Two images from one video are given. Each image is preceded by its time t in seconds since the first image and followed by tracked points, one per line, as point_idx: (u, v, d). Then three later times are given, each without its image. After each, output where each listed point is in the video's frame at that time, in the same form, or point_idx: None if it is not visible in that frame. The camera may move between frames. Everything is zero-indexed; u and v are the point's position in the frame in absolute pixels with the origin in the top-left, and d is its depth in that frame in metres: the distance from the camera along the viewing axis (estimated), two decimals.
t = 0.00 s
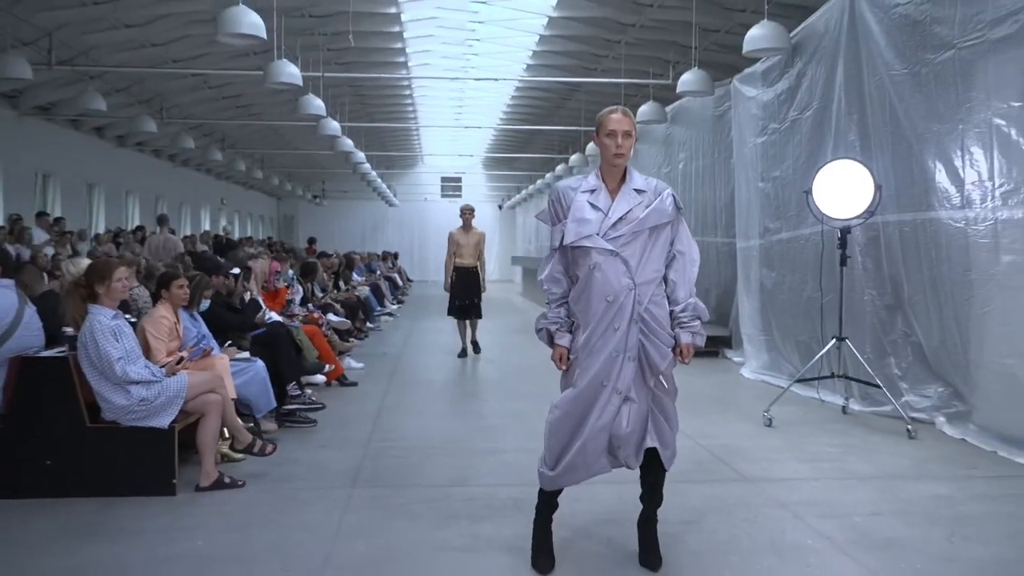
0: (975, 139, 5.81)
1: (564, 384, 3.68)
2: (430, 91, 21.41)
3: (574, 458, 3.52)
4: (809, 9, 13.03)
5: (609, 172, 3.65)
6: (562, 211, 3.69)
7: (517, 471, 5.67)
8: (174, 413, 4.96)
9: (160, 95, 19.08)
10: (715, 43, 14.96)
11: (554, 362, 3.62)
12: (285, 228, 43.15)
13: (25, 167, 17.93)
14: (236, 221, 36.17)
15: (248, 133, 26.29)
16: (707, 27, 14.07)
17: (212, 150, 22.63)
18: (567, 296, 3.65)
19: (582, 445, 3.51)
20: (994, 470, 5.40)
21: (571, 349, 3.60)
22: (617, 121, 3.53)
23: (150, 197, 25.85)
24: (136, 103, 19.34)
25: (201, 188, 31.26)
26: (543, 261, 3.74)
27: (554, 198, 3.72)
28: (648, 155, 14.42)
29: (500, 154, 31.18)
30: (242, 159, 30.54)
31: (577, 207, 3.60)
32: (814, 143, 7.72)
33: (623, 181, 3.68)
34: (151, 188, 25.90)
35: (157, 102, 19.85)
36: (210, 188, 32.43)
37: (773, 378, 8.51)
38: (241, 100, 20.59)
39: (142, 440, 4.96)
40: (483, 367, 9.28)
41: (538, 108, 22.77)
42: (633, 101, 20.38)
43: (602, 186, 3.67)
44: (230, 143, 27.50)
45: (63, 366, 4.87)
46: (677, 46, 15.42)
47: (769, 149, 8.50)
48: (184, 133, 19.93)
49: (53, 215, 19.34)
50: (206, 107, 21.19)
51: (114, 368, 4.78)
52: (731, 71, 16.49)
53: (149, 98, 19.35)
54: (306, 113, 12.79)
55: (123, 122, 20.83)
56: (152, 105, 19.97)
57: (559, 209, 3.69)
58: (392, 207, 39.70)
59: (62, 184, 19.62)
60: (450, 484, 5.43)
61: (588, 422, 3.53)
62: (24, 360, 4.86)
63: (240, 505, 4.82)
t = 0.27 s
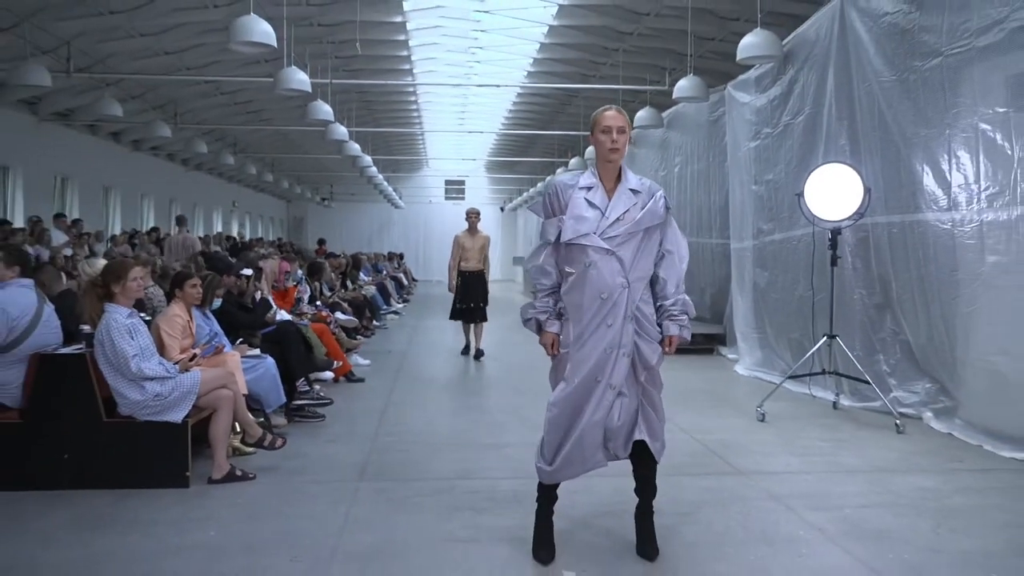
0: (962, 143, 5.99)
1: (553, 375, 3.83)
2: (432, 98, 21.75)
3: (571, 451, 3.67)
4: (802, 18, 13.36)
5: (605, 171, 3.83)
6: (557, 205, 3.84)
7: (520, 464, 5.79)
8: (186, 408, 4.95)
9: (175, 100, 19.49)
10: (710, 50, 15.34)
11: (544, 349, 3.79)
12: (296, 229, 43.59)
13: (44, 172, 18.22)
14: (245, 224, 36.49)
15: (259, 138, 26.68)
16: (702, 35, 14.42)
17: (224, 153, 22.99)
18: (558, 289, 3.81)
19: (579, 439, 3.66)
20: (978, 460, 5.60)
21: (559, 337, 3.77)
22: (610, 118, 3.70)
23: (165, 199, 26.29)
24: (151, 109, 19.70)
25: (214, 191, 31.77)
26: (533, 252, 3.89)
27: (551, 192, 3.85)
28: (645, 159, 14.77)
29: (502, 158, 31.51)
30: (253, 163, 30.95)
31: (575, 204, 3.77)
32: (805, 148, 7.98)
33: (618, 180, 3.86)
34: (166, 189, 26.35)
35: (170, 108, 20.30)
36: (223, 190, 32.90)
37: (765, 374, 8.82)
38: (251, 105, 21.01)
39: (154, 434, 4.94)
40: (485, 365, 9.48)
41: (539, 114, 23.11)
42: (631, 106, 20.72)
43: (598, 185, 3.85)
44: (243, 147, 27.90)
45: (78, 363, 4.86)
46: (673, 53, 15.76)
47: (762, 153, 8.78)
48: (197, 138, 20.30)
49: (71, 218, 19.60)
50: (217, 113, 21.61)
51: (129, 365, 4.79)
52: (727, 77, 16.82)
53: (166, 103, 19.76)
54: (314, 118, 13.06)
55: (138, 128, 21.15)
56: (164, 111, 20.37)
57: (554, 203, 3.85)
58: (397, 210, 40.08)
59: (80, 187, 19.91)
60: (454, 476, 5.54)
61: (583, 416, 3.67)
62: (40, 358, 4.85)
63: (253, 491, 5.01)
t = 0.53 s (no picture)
0: (964, 144, 6.00)
1: (534, 374, 3.80)
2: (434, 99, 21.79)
3: (557, 453, 3.64)
4: (803, 20, 13.40)
5: (601, 173, 3.81)
6: (551, 202, 3.80)
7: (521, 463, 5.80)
8: (190, 409, 4.98)
9: (179, 102, 19.56)
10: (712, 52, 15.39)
11: (522, 347, 3.77)
12: (298, 231, 43.70)
13: (50, 173, 18.30)
14: (249, 226, 36.59)
15: (263, 139, 26.77)
16: (703, 37, 14.47)
17: (228, 154, 23.07)
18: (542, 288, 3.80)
19: (565, 441, 3.63)
20: (979, 461, 5.60)
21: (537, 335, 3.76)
22: (603, 118, 3.69)
23: (169, 200, 26.37)
24: (155, 111, 19.77)
25: (217, 192, 31.87)
26: (518, 248, 3.86)
27: (545, 191, 3.82)
28: (647, 160, 14.79)
29: (504, 159, 31.57)
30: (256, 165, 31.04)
31: (569, 204, 3.74)
32: (808, 149, 7.99)
33: (614, 182, 3.84)
34: (169, 191, 26.44)
35: (174, 109, 20.39)
36: (227, 192, 33.00)
37: (767, 375, 8.84)
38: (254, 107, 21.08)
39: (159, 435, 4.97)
40: (487, 366, 9.50)
41: (541, 116, 23.18)
42: (633, 107, 20.76)
43: (593, 185, 3.81)
44: (246, 149, 27.99)
45: (82, 364, 4.88)
46: (674, 55, 15.81)
47: (763, 155, 8.80)
48: (202, 140, 20.40)
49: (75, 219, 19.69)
50: (221, 114, 21.67)
51: (134, 365, 4.82)
52: (728, 79, 16.87)
53: (170, 105, 19.84)
54: (317, 120, 13.10)
55: (142, 129, 21.24)
56: (168, 113, 20.46)
57: (547, 199, 3.81)
58: (400, 211, 40.18)
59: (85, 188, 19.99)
60: (456, 475, 5.54)
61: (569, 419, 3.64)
62: (44, 358, 4.88)
63: (256, 491, 5.04)
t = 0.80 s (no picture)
0: (965, 145, 5.99)
1: (518, 377, 3.78)
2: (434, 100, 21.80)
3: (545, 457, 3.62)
4: (803, 20, 13.39)
5: (597, 180, 3.78)
6: (550, 207, 3.79)
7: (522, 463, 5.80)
8: (190, 409, 4.97)
9: (179, 103, 19.57)
10: (712, 52, 15.39)
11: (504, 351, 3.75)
12: (298, 231, 43.70)
13: (50, 173, 18.30)
14: (250, 226, 36.61)
15: (263, 140, 26.77)
16: (704, 37, 14.47)
17: (229, 154, 23.06)
18: (528, 291, 3.77)
19: (553, 444, 3.61)
20: (979, 461, 5.60)
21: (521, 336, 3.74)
22: (589, 126, 3.69)
23: (169, 200, 26.37)
24: (156, 112, 19.77)
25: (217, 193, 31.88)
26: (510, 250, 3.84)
27: (541, 194, 3.82)
28: (647, 160, 14.79)
29: (505, 160, 31.57)
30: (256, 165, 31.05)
31: (564, 208, 3.73)
32: (808, 149, 7.99)
33: (611, 189, 3.81)
34: (170, 192, 26.44)
35: (175, 109, 20.40)
36: (227, 193, 33.01)
37: (767, 375, 8.84)
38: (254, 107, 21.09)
39: (159, 435, 4.97)
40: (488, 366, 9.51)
41: (541, 116, 23.18)
42: (633, 107, 20.76)
43: (590, 192, 3.80)
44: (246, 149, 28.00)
45: (83, 364, 4.89)
46: (675, 55, 15.80)
47: (764, 155, 8.80)
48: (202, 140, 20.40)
49: (76, 219, 19.70)
50: (221, 115, 21.68)
51: (134, 365, 4.82)
52: (728, 79, 16.86)
53: (170, 106, 19.85)
54: (318, 119, 13.10)
55: (142, 129, 21.25)
56: (168, 113, 20.47)
57: (546, 203, 3.80)
58: (400, 212, 40.20)
59: (85, 188, 20.00)
60: (456, 475, 5.54)
61: (557, 423, 3.62)
62: (45, 358, 4.88)
63: (257, 490, 5.04)
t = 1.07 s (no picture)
0: (965, 144, 5.99)
1: (515, 379, 3.77)
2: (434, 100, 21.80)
3: (550, 460, 3.62)
4: (803, 20, 13.39)
5: (592, 182, 3.77)
6: (547, 209, 3.78)
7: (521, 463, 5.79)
8: (190, 409, 4.97)
9: (179, 103, 19.58)
10: (712, 52, 15.40)
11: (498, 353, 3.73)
12: (298, 231, 43.71)
13: (50, 173, 18.30)
14: (250, 226, 36.62)
15: (263, 140, 26.77)
16: (704, 37, 14.48)
17: (229, 154, 23.07)
18: (525, 292, 3.76)
19: (557, 447, 3.61)
20: (979, 461, 5.60)
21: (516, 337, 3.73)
22: (577, 130, 3.67)
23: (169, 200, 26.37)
24: (156, 111, 19.77)
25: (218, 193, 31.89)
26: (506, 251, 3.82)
27: (536, 197, 3.81)
28: (647, 160, 14.79)
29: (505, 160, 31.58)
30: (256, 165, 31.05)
31: (562, 209, 3.72)
32: (808, 149, 7.99)
33: (607, 191, 3.80)
34: (170, 192, 26.45)
35: (175, 109, 20.41)
36: (227, 193, 33.01)
37: (767, 375, 8.85)
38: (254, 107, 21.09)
39: (159, 435, 4.97)
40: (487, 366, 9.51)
41: (541, 116, 23.19)
42: (633, 107, 20.76)
43: (586, 194, 3.79)
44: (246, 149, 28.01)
45: (83, 364, 4.89)
46: (675, 55, 15.80)
47: (764, 154, 8.80)
48: (202, 140, 20.40)
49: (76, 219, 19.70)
50: (222, 115, 21.69)
51: (134, 365, 4.82)
52: (728, 79, 16.87)
53: (170, 106, 19.86)
54: (318, 119, 13.10)
55: (143, 129, 21.26)
56: (168, 113, 20.48)
57: (542, 205, 3.79)
58: (400, 212, 40.21)
59: (86, 188, 20.00)
60: (456, 475, 5.54)
61: (559, 424, 3.62)
62: (46, 358, 4.89)
63: (257, 490, 5.04)
